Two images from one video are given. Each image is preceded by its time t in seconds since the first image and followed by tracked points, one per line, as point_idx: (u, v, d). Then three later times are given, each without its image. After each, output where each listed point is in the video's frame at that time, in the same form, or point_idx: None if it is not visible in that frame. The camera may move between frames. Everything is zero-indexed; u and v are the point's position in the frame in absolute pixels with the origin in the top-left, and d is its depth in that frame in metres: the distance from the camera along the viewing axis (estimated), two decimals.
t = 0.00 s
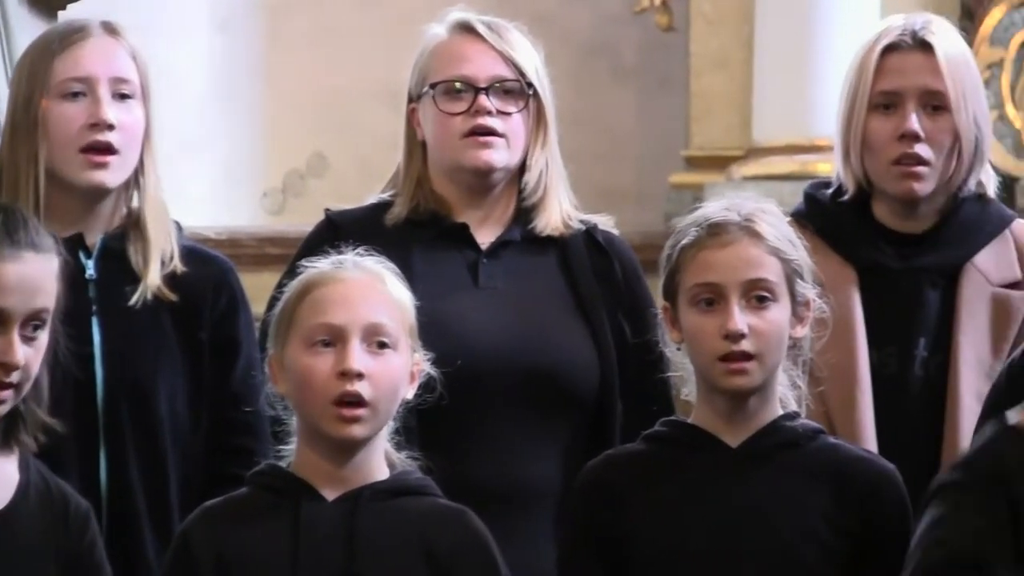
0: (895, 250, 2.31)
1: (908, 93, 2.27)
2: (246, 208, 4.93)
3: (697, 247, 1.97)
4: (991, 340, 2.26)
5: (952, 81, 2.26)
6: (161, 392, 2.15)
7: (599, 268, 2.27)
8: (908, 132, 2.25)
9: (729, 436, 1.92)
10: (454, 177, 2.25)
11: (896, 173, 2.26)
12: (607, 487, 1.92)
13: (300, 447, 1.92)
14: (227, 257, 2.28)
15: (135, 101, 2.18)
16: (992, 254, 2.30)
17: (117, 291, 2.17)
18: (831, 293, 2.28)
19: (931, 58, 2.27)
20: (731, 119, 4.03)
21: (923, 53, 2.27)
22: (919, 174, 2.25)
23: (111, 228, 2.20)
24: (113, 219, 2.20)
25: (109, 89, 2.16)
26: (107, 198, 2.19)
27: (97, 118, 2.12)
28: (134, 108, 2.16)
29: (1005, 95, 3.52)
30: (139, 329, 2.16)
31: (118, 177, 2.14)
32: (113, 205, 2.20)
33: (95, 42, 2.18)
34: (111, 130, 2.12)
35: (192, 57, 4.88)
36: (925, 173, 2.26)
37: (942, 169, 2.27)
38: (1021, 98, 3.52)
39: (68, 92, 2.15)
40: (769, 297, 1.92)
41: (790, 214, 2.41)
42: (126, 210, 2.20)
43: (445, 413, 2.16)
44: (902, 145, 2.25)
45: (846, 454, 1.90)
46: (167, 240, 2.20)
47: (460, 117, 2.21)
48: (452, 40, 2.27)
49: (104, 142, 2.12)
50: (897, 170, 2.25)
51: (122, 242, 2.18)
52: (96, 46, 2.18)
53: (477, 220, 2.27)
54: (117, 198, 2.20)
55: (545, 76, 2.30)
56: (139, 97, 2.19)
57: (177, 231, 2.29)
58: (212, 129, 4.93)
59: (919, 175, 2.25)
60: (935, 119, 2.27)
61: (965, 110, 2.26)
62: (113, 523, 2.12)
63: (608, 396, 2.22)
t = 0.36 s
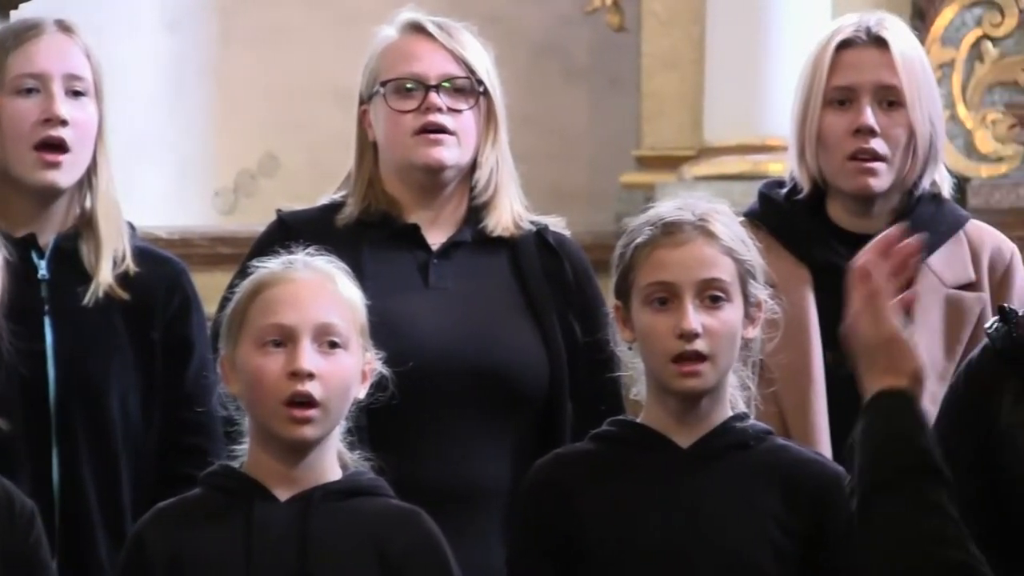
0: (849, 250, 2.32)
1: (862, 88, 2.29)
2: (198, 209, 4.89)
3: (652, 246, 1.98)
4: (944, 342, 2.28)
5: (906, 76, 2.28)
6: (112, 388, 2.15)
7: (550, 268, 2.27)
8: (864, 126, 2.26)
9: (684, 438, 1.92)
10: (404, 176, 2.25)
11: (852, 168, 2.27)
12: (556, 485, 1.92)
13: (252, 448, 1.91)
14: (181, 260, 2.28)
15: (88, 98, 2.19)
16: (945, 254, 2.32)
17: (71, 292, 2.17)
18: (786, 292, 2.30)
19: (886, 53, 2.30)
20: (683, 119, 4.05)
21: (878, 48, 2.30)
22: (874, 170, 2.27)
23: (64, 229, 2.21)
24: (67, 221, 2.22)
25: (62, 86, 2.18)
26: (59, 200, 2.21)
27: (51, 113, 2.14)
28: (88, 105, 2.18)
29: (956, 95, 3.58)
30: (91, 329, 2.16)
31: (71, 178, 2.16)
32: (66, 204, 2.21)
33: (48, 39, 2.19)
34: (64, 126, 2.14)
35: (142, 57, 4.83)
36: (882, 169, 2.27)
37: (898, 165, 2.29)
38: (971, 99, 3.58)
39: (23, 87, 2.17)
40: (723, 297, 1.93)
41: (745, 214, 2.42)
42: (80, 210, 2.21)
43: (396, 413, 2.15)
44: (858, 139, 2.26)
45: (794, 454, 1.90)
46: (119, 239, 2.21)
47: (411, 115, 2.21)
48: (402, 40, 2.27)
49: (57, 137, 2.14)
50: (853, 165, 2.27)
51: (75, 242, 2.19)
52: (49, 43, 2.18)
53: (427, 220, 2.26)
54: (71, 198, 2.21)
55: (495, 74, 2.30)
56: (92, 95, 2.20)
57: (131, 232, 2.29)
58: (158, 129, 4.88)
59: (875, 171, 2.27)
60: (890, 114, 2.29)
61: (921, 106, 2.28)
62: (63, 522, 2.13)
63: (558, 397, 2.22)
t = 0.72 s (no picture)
0: (804, 249, 2.33)
1: (818, 85, 2.31)
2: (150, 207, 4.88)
3: (599, 245, 1.99)
4: (899, 342, 2.30)
5: (863, 73, 2.30)
6: (70, 389, 2.15)
7: (502, 269, 2.28)
8: (822, 122, 2.28)
9: (630, 437, 1.93)
10: (356, 177, 2.25)
11: (810, 165, 2.28)
12: (504, 484, 1.92)
13: (207, 448, 1.92)
14: (138, 260, 2.27)
15: (45, 97, 2.19)
16: (901, 254, 2.34)
17: (28, 291, 2.17)
18: (742, 292, 2.31)
19: (842, 50, 2.31)
20: (637, 119, 4.07)
21: (834, 45, 2.32)
22: (831, 167, 2.28)
23: (21, 228, 2.21)
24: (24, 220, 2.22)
25: (19, 84, 2.16)
26: (16, 201, 2.21)
27: (8, 110, 2.13)
28: (44, 104, 2.18)
29: (909, 95, 3.63)
30: (51, 328, 2.16)
31: (28, 179, 2.15)
32: (23, 204, 2.21)
33: (5, 36, 2.17)
34: (21, 123, 2.13)
35: (97, 55, 4.80)
36: (838, 165, 2.29)
37: (856, 162, 2.30)
38: (924, 99, 3.63)
39: None
40: (670, 297, 1.95)
41: (700, 214, 2.44)
42: (36, 209, 2.21)
43: (350, 414, 2.15)
44: (816, 136, 2.28)
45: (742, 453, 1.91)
46: (76, 237, 2.20)
47: (363, 117, 2.21)
48: (353, 41, 2.27)
49: (15, 135, 2.13)
50: (810, 162, 2.28)
51: (32, 242, 2.18)
52: (5, 40, 2.17)
53: (379, 222, 2.26)
54: (28, 199, 2.21)
55: (447, 76, 2.31)
56: (49, 93, 2.20)
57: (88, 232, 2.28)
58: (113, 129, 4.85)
59: (832, 167, 2.28)
60: (848, 110, 2.31)
61: (877, 104, 2.30)
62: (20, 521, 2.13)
63: (509, 397, 2.23)
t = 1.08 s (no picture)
0: (757, 248, 2.34)
1: (775, 83, 2.33)
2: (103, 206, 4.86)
3: (541, 245, 2.00)
4: (854, 342, 2.32)
5: (820, 72, 2.32)
6: (26, 391, 2.15)
7: (453, 269, 2.28)
8: (778, 120, 2.30)
9: (575, 437, 1.94)
10: (307, 175, 2.25)
11: (766, 163, 2.30)
12: (449, 483, 1.93)
13: (161, 447, 1.91)
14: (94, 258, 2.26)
15: None
16: (855, 254, 2.35)
17: None
18: (696, 290, 2.33)
19: (799, 49, 2.34)
20: (590, 118, 4.08)
21: (791, 44, 2.34)
22: (787, 164, 2.29)
23: None
24: None
25: None
26: None
27: None
28: None
29: (863, 95, 3.65)
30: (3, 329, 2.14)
31: None
32: None
33: None
34: None
35: (54, 51, 4.68)
36: (794, 163, 2.30)
37: (811, 161, 2.32)
38: (877, 98, 3.65)
39: None
40: (612, 297, 1.95)
41: (655, 212, 2.45)
42: None
43: (300, 414, 2.15)
44: (772, 134, 2.29)
45: (687, 451, 1.93)
46: (33, 236, 2.18)
47: (313, 116, 2.21)
48: (303, 40, 2.27)
49: None
50: (767, 160, 2.29)
51: None
52: None
53: (330, 221, 2.27)
54: None
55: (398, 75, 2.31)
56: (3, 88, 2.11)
57: (44, 230, 2.26)
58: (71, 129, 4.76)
59: (788, 165, 2.30)
60: (804, 109, 2.33)
61: (832, 103, 2.33)
62: None
63: (460, 397, 2.24)
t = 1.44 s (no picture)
0: (712, 250, 2.36)
1: (727, 83, 2.35)
2: (58, 206, 4.82)
3: (493, 245, 2.00)
4: (806, 342, 2.33)
5: (771, 72, 2.35)
6: None
7: (405, 268, 2.29)
8: (730, 120, 2.31)
9: (526, 434, 1.94)
10: (259, 176, 2.25)
11: (717, 161, 2.31)
12: (402, 482, 1.93)
13: (116, 447, 1.91)
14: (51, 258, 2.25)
15: None
16: (806, 255, 2.37)
17: None
18: (648, 291, 2.34)
19: (750, 50, 2.35)
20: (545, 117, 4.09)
21: (742, 44, 2.36)
22: (739, 163, 2.31)
23: None
24: None
25: None
26: None
27: None
28: None
29: (818, 95, 3.65)
30: None
31: None
32: None
33: None
34: None
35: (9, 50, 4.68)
36: (746, 162, 2.32)
37: (763, 160, 2.34)
38: (833, 98, 3.65)
39: None
40: (565, 296, 1.96)
41: (606, 213, 2.47)
42: None
43: (252, 414, 2.15)
44: (724, 133, 2.31)
45: (639, 449, 1.94)
46: None
47: (265, 117, 2.21)
48: (255, 40, 2.27)
49: None
50: (718, 159, 2.31)
51: None
52: None
53: (281, 220, 2.26)
54: None
55: (351, 76, 2.31)
56: None
57: None
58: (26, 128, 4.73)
59: (740, 164, 2.31)
60: (756, 109, 2.35)
61: (783, 104, 2.35)
62: None
63: (412, 396, 2.23)
